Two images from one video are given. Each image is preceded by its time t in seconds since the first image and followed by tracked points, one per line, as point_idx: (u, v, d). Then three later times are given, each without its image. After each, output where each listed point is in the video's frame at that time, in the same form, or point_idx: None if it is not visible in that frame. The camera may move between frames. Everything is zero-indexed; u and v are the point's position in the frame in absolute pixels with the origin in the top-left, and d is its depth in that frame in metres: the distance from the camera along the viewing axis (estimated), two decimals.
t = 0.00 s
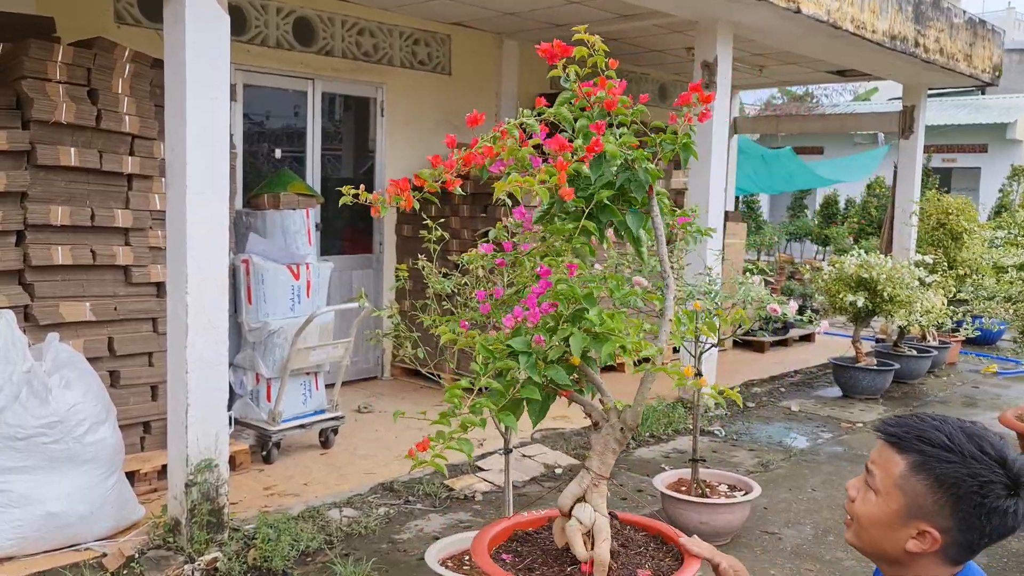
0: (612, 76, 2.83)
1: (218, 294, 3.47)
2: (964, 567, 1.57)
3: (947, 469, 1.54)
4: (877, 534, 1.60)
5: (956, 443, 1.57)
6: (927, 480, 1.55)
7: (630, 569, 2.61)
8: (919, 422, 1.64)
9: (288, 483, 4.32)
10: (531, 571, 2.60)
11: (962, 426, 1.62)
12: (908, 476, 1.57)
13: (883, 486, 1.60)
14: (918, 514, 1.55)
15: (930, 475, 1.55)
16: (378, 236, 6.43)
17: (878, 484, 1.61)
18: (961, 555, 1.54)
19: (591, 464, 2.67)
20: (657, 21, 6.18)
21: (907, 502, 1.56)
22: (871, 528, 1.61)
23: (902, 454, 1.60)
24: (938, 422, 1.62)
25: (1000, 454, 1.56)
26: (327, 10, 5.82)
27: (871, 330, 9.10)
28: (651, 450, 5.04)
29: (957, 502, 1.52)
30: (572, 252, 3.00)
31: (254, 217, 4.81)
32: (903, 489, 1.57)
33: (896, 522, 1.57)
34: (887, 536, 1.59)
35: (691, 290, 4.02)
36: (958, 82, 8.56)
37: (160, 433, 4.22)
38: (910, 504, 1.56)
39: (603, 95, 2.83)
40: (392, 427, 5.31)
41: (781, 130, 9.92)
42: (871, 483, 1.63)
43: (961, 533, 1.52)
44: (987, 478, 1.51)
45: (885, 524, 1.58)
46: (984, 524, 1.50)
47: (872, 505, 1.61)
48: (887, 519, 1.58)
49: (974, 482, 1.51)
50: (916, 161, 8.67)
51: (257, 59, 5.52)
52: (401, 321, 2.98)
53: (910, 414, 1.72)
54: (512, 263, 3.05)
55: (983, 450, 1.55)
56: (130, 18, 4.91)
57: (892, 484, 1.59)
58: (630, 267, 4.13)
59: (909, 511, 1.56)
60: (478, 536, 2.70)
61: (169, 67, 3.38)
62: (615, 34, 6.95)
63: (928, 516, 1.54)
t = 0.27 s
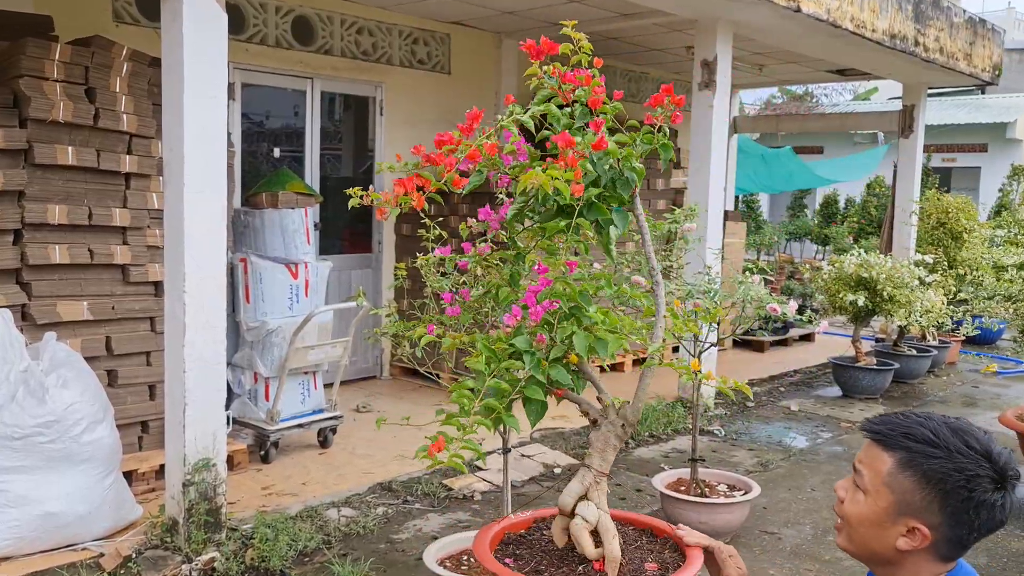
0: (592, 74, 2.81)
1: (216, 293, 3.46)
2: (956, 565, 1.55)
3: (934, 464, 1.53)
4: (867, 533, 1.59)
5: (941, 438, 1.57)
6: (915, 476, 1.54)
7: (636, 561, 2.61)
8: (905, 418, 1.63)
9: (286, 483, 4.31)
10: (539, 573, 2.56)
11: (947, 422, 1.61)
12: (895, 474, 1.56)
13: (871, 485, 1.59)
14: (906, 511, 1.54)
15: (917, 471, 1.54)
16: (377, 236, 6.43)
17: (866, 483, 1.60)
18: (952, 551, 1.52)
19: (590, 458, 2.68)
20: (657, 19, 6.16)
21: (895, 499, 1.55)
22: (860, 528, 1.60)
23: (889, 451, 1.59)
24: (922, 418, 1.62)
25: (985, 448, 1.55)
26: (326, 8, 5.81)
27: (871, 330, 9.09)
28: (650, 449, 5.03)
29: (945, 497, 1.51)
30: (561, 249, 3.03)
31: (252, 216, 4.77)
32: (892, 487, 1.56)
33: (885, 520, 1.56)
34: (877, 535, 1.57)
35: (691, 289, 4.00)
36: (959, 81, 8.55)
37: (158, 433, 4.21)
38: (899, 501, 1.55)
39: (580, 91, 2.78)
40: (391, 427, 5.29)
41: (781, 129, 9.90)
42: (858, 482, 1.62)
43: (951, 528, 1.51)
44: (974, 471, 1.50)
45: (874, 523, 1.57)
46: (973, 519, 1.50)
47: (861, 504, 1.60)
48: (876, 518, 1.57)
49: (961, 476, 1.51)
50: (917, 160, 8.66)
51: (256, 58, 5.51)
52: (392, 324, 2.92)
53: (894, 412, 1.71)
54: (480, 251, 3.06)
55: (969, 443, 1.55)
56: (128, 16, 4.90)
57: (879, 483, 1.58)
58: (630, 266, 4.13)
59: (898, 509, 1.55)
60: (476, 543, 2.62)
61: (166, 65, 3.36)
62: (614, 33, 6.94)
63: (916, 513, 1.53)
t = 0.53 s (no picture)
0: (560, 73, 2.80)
1: (214, 292, 3.44)
2: (963, 565, 1.54)
3: (940, 464, 1.51)
4: (873, 537, 1.57)
5: (946, 437, 1.55)
6: (922, 477, 1.52)
7: (639, 554, 2.60)
8: (907, 418, 1.61)
9: (284, 483, 4.30)
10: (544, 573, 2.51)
11: (950, 421, 1.60)
12: (901, 475, 1.54)
13: (877, 487, 1.57)
14: (915, 513, 1.53)
15: (924, 472, 1.52)
16: (376, 235, 6.40)
17: (871, 486, 1.58)
18: (959, 552, 1.51)
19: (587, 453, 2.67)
20: (657, 18, 6.14)
21: (902, 501, 1.53)
22: (866, 531, 1.58)
23: (893, 453, 1.57)
24: (926, 417, 1.60)
25: (992, 446, 1.54)
26: (325, 7, 5.79)
27: (872, 329, 9.06)
28: (649, 449, 5.02)
29: (953, 498, 1.49)
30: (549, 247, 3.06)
31: (249, 215, 4.74)
32: (898, 489, 1.54)
33: (893, 523, 1.54)
34: (884, 538, 1.56)
35: (690, 288, 3.98)
36: (959, 80, 8.52)
37: (154, 433, 4.19)
38: (906, 503, 1.53)
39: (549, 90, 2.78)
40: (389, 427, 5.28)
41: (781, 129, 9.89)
42: (863, 485, 1.60)
43: (959, 529, 1.50)
44: (981, 470, 1.49)
45: (880, 525, 1.55)
46: (982, 519, 1.49)
47: (866, 508, 1.58)
48: (883, 521, 1.55)
49: (969, 475, 1.49)
50: (917, 160, 8.63)
51: (254, 57, 5.49)
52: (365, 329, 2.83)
53: (896, 411, 1.69)
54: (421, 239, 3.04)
55: (974, 442, 1.53)
56: (125, 15, 4.88)
57: (885, 485, 1.56)
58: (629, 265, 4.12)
59: (905, 511, 1.53)
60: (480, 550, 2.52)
61: (163, 63, 3.34)
62: (613, 32, 6.92)
63: (925, 515, 1.52)
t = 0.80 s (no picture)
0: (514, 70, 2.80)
1: (210, 292, 3.42)
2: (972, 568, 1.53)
3: (950, 468, 1.49)
4: (882, 543, 1.55)
5: (954, 440, 1.53)
6: (931, 482, 1.50)
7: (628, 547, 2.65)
8: (911, 421, 1.59)
9: (281, 483, 4.27)
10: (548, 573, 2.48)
11: (956, 422, 1.58)
12: (910, 480, 1.52)
13: (884, 493, 1.54)
14: (925, 518, 1.51)
15: (933, 476, 1.50)
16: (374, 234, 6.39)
17: (878, 492, 1.55)
18: (969, 555, 1.50)
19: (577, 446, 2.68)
20: (656, 17, 6.12)
21: (912, 507, 1.51)
22: (875, 538, 1.56)
23: (900, 458, 1.54)
24: (931, 420, 1.58)
25: (999, 448, 1.52)
26: (323, 6, 5.77)
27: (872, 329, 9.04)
28: (649, 449, 5.00)
29: (964, 501, 1.48)
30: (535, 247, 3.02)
31: (247, 214, 4.69)
32: (907, 495, 1.52)
33: (902, 529, 1.52)
34: (893, 544, 1.53)
35: (690, 287, 3.96)
36: (960, 79, 8.50)
37: (151, 433, 4.17)
38: (916, 509, 1.51)
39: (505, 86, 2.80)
40: (388, 427, 5.25)
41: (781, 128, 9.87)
42: (869, 491, 1.58)
43: (969, 533, 1.48)
44: (992, 472, 1.47)
45: (889, 532, 1.53)
46: (993, 522, 1.47)
47: (874, 514, 1.56)
48: (893, 527, 1.53)
49: (980, 479, 1.47)
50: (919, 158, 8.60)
51: (252, 56, 5.47)
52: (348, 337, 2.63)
53: (899, 413, 1.67)
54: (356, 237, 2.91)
55: (983, 444, 1.52)
56: (123, 13, 4.86)
57: (892, 491, 1.54)
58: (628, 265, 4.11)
59: (914, 517, 1.51)
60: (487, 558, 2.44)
61: (159, 61, 3.32)
62: (612, 30, 6.90)
63: (935, 520, 1.50)
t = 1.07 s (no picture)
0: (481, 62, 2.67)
1: (208, 291, 3.40)
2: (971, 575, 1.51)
3: (955, 472, 1.47)
4: (882, 544, 1.52)
5: (960, 444, 1.51)
6: (935, 485, 1.48)
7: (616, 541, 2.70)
8: (918, 423, 1.58)
9: (279, 483, 4.26)
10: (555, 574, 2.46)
11: (963, 426, 1.56)
12: (914, 482, 1.50)
13: (887, 494, 1.53)
14: (927, 521, 1.49)
15: (937, 479, 1.48)
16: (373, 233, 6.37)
17: (881, 492, 1.53)
18: (970, 561, 1.48)
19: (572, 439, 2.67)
20: (656, 15, 6.10)
21: (915, 509, 1.49)
22: (875, 538, 1.54)
23: (905, 459, 1.53)
24: (938, 423, 1.57)
25: (1006, 454, 1.51)
26: (322, 4, 5.75)
27: (873, 329, 9.02)
28: (648, 449, 4.98)
29: (967, 506, 1.46)
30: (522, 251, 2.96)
31: (246, 213, 4.70)
32: (910, 497, 1.50)
33: (903, 531, 1.50)
34: (894, 546, 1.51)
35: (689, 286, 3.94)
36: (961, 78, 8.47)
37: (148, 433, 4.15)
38: (918, 511, 1.49)
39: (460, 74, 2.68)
40: (386, 426, 5.24)
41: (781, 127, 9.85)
42: (872, 491, 1.56)
43: (971, 538, 1.46)
44: (997, 479, 1.46)
45: (890, 533, 1.51)
46: (995, 528, 1.45)
47: (875, 514, 1.54)
48: (894, 528, 1.51)
49: (984, 484, 1.46)
50: (919, 156, 8.57)
51: (251, 54, 5.45)
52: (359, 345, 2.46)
53: (905, 415, 1.65)
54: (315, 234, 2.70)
55: (989, 450, 1.50)
56: (120, 11, 4.84)
57: (895, 492, 1.52)
58: (627, 264, 4.09)
59: (916, 519, 1.49)
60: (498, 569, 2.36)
61: (155, 59, 3.30)
62: (612, 29, 6.88)
63: (937, 523, 1.48)
